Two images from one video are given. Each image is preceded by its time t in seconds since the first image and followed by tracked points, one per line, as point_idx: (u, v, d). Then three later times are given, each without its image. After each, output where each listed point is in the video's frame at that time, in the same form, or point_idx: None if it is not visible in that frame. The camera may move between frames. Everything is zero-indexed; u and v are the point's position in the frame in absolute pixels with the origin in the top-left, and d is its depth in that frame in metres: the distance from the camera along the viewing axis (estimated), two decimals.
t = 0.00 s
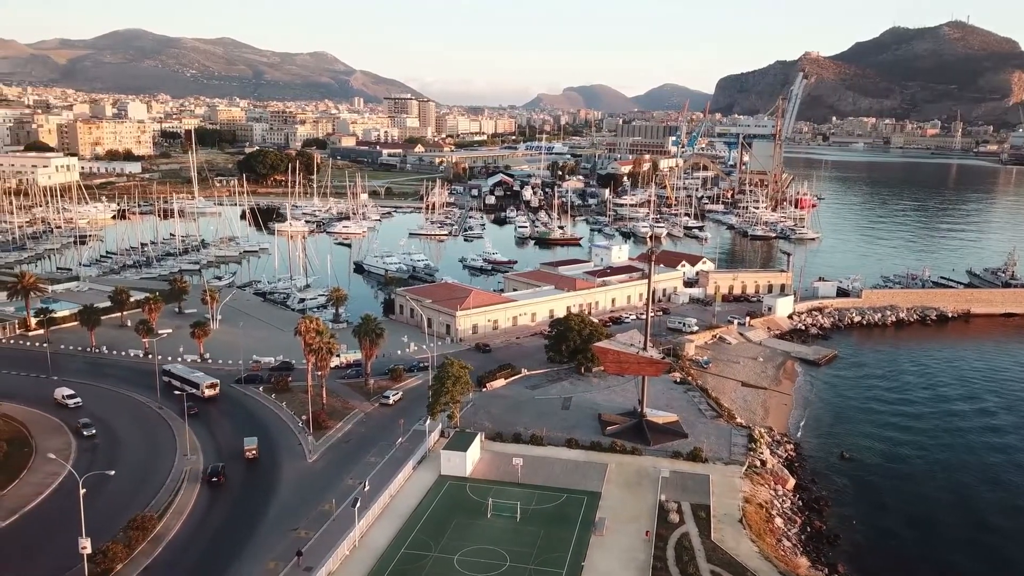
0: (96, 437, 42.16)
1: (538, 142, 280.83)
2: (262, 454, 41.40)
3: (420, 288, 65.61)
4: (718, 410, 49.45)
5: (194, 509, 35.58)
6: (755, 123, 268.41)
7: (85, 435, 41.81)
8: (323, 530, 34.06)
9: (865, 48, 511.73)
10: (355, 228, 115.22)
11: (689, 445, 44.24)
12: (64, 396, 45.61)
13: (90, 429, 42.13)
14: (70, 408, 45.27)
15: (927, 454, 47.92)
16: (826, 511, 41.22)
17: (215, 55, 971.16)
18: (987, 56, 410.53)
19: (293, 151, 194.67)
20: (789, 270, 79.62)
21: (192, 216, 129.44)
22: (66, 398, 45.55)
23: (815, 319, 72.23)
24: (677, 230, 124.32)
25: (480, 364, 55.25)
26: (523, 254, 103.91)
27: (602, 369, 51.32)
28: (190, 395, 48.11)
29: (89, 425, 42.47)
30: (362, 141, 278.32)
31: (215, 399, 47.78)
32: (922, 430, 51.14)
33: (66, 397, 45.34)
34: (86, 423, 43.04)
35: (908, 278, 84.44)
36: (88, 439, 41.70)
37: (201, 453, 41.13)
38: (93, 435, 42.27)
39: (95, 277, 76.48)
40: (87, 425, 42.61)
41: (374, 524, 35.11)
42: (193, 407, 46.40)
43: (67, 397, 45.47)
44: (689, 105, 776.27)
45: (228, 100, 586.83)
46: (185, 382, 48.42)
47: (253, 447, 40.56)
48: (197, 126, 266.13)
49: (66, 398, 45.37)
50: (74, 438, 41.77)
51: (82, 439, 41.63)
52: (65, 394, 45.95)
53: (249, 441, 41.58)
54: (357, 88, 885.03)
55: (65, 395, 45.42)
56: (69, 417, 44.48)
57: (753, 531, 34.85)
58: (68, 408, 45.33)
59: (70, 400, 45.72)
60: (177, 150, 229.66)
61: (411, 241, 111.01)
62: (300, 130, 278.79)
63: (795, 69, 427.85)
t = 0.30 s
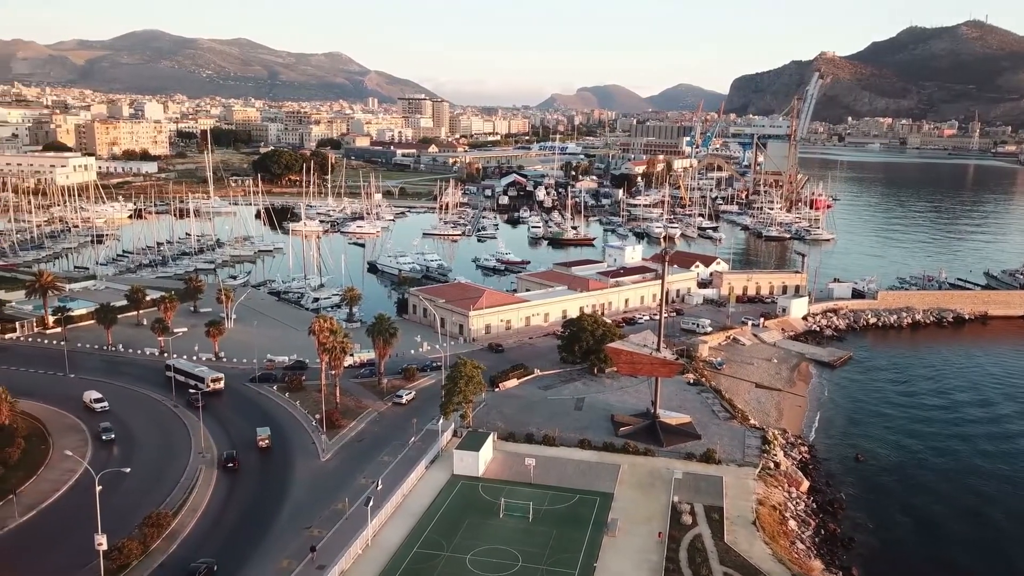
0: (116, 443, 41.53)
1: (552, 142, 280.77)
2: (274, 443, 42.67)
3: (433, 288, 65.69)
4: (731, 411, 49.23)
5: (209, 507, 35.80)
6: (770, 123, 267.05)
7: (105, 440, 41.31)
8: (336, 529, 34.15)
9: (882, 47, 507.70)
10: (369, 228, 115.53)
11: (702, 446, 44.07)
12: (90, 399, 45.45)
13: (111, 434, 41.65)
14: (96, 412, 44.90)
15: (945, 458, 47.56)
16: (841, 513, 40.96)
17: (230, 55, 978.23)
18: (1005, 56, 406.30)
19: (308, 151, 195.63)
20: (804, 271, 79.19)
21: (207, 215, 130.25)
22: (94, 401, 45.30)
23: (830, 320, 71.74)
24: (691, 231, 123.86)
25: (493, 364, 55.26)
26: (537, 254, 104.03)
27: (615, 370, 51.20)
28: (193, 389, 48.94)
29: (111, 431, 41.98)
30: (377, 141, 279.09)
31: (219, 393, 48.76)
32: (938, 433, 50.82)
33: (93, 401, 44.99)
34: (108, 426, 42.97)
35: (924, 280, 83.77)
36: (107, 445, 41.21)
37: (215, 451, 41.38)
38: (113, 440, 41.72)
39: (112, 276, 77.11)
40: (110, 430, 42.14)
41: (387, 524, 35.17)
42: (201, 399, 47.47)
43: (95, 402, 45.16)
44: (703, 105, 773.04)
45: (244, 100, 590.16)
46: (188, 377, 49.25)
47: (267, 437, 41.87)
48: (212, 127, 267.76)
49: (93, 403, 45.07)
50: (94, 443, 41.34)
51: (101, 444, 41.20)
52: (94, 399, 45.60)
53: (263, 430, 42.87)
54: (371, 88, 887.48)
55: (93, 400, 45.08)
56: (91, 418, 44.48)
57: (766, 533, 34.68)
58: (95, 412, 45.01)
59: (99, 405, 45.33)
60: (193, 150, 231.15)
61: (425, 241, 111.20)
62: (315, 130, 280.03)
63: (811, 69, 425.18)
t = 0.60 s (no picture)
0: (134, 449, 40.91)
1: (566, 142, 280.58)
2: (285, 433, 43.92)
3: (446, 288, 65.77)
4: (745, 413, 49.00)
5: (223, 505, 36.04)
6: (785, 124, 265.56)
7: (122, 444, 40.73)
8: (349, 528, 34.30)
9: (898, 47, 503.68)
10: (382, 228, 115.81)
11: (716, 448, 43.91)
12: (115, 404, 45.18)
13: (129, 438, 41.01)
14: (122, 418, 44.38)
15: (961, 462, 47.14)
16: (855, 516, 40.68)
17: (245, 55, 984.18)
18: None
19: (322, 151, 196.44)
20: (819, 272, 78.70)
21: (223, 215, 131.04)
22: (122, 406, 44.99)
23: (845, 322, 71.21)
24: (706, 232, 123.34)
25: (506, 364, 55.28)
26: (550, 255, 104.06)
27: (629, 371, 51.05)
28: (199, 382, 49.69)
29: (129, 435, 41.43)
30: (391, 141, 279.80)
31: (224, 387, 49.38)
32: (955, 437, 50.38)
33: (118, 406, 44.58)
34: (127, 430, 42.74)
35: (941, 282, 83.03)
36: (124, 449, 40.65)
37: (229, 450, 41.62)
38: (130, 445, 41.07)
39: (128, 275, 77.63)
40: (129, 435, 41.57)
41: (400, 523, 35.27)
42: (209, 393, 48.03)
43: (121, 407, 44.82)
44: (718, 104, 769.26)
45: (259, 100, 593.38)
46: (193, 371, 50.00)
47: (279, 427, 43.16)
48: (227, 127, 269.22)
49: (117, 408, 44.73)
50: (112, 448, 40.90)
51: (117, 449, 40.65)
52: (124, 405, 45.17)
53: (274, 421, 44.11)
54: (385, 89, 889.86)
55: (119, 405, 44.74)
56: (110, 421, 44.32)
57: (780, 536, 34.51)
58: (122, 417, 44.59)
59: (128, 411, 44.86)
60: (208, 150, 232.64)
61: (438, 241, 111.35)
62: (329, 130, 281.16)
63: (826, 69, 422.42)
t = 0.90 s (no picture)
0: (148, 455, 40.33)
1: (580, 142, 280.07)
2: (296, 423, 45.16)
3: (460, 288, 65.82)
4: (760, 414, 48.73)
5: (238, 502, 36.28)
6: (801, 124, 264.02)
7: (138, 450, 40.21)
8: (363, 526, 34.35)
9: (916, 46, 499.20)
10: (396, 228, 116.08)
11: (730, 449, 43.71)
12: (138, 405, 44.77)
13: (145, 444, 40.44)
14: (145, 423, 43.79)
15: (977, 466, 46.70)
16: (871, 520, 40.35)
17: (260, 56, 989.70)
18: None
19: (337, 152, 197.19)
20: (835, 273, 78.22)
21: (239, 214, 131.76)
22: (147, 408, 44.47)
23: (862, 324, 70.69)
24: (721, 233, 122.81)
25: (519, 364, 55.26)
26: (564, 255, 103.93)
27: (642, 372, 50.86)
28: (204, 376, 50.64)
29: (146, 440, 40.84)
30: (405, 141, 280.44)
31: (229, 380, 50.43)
32: (972, 440, 49.91)
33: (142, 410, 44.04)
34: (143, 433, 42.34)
35: (958, 283, 82.32)
36: (139, 455, 40.11)
37: (245, 447, 41.86)
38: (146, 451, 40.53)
39: (146, 274, 78.27)
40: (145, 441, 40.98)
41: (413, 522, 35.30)
42: (214, 387, 49.06)
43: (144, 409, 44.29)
44: (733, 105, 765.32)
45: (275, 100, 596.70)
46: (197, 366, 50.89)
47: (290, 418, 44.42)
48: (244, 127, 270.86)
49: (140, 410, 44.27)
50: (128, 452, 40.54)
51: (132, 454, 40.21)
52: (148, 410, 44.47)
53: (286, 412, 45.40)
54: (399, 89, 892.20)
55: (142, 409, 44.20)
56: (129, 423, 44.09)
57: (794, 539, 34.24)
58: (145, 422, 43.97)
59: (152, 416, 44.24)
60: (224, 150, 233.96)
61: (452, 241, 111.53)
62: (344, 130, 282.13)
63: (843, 69, 419.53)
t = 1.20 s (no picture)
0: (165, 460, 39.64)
1: (596, 143, 279.62)
2: (307, 413, 46.42)
3: (475, 288, 65.93)
4: (776, 416, 48.45)
5: (255, 500, 36.52)
6: (819, 124, 262.05)
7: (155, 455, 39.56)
8: (378, 525, 34.48)
9: (936, 46, 494.13)
10: (413, 228, 116.43)
11: (746, 451, 43.45)
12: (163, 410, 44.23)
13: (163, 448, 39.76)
14: (168, 430, 43.04)
15: (997, 470, 46.17)
16: (888, 523, 39.97)
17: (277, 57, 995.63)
18: None
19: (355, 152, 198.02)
20: (853, 275, 77.57)
21: (256, 214, 132.66)
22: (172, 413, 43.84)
23: (880, 326, 70.04)
24: (738, 233, 122.14)
25: (534, 365, 55.27)
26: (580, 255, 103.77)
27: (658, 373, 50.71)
28: (210, 371, 51.60)
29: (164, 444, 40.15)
30: (422, 142, 281.02)
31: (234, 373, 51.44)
32: (992, 444, 49.33)
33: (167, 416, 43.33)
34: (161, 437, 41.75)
35: (979, 286, 81.37)
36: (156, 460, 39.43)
37: (261, 446, 42.07)
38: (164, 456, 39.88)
39: (165, 273, 78.98)
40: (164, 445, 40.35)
41: (428, 521, 35.39)
42: (221, 380, 50.01)
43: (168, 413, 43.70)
44: (751, 104, 760.67)
45: (292, 101, 600.13)
46: (203, 361, 51.81)
47: (301, 408, 45.61)
48: (261, 127, 272.55)
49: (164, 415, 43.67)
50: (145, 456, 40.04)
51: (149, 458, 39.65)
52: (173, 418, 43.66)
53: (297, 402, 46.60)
54: (415, 88, 894.21)
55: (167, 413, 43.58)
56: (150, 426, 43.70)
57: (811, 542, 33.99)
58: (170, 429, 43.21)
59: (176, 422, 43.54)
60: (243, 150, 235.64)
61: (468, 241, 111.68)
62: (361, 130, 283.15)
63: (862, 69, 415.92)
